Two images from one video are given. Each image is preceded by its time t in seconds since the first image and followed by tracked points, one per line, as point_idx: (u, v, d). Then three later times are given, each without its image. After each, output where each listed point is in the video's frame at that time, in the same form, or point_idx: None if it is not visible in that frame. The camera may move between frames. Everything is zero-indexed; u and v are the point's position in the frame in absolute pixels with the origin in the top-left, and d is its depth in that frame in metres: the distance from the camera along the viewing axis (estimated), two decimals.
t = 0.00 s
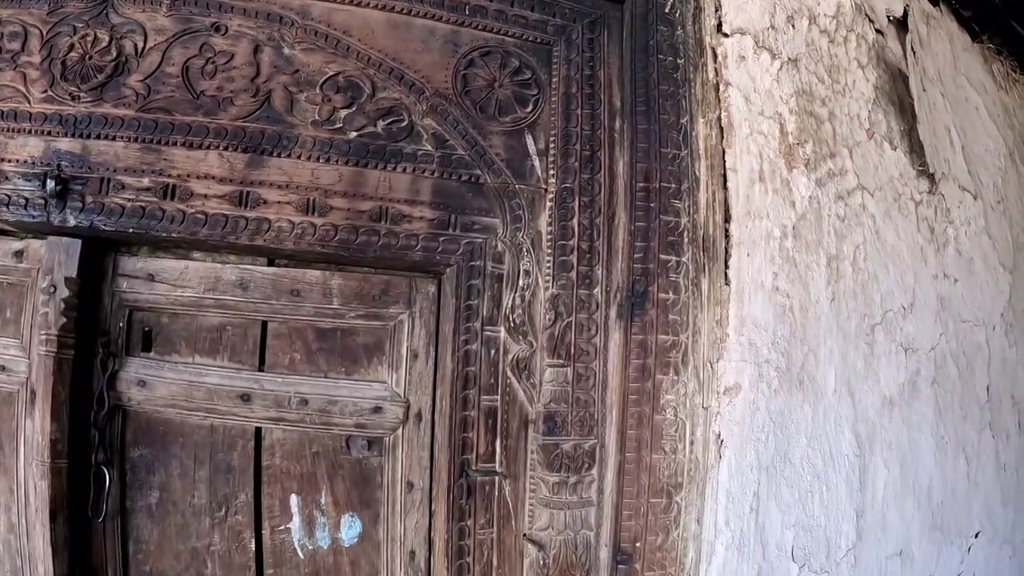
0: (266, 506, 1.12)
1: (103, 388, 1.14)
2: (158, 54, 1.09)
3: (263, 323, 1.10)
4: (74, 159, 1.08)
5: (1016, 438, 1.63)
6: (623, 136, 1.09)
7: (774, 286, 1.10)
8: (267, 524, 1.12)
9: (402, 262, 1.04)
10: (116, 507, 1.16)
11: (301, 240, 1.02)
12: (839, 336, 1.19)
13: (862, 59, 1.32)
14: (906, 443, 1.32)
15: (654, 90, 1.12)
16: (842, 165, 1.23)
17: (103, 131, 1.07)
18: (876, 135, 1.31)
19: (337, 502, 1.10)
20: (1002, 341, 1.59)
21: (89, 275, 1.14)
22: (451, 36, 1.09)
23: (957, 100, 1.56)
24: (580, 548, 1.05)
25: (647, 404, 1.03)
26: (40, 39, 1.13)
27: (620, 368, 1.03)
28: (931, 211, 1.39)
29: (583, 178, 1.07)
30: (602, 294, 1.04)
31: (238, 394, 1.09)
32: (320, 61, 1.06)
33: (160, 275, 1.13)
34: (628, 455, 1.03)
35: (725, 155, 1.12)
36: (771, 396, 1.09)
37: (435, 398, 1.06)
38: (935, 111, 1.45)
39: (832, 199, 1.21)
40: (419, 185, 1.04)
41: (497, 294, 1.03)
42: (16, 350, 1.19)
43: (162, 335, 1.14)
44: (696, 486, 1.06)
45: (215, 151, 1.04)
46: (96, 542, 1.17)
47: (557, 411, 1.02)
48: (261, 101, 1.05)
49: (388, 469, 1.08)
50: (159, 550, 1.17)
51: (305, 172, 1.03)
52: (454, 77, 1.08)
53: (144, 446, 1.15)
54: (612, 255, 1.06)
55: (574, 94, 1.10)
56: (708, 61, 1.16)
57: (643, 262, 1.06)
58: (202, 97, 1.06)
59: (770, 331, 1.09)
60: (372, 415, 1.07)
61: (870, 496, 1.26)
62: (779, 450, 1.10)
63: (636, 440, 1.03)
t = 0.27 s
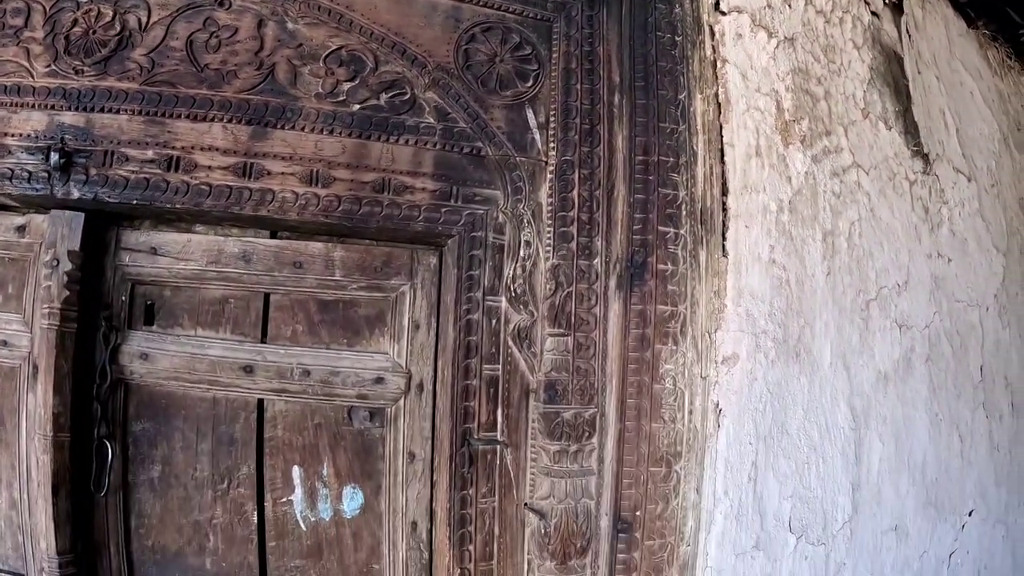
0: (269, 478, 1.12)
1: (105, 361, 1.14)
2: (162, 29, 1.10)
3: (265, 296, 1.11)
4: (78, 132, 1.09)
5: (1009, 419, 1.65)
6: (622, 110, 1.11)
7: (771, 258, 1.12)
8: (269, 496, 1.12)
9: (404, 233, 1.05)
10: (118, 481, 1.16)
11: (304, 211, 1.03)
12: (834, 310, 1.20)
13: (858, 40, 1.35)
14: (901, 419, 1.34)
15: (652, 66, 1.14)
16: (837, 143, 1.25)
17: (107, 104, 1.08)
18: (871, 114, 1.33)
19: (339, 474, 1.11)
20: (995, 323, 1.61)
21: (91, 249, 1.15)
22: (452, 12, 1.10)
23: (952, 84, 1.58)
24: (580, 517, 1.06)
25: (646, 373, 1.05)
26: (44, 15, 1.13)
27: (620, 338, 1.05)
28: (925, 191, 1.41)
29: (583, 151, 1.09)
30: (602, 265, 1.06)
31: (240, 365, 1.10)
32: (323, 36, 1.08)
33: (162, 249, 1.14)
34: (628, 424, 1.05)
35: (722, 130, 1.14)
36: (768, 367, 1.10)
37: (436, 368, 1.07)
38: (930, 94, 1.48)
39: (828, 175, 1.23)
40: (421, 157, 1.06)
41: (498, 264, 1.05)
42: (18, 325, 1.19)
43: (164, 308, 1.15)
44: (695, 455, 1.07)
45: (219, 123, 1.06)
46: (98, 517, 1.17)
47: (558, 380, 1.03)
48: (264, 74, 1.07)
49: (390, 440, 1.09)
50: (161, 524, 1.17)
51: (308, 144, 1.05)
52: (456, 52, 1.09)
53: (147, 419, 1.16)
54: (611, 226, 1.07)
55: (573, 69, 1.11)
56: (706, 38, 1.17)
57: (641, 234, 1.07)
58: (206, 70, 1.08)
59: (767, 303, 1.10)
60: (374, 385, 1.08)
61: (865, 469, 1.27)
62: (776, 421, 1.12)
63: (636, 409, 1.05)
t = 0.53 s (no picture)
0: (268, 453, 1.12)
1: (105, 337, 1.14)
2: (161, 5, 1.10)
3: (264, 271, 1.11)
4: (77, 108, 1.09)
5: (1004, 402, 1.66)
6: (619, 86, 1.12)
7: (767, 233, 1.13)
8: (268, 471, 1.12)
9: (403, 206, 1.06)
10: (117, 458, 1.16)
11: (303, 184, 1.04)
12: (830, 286, 1.21)
13: (853, 21, 1.36)
14: (897, 397, 1.35)
15: (649, 43, 1.15)
16: (833, 122, 1.26)
17: (106, 80, 1.09)
18: (866, 95, 1.34)
19: (338, 448, 1.11)
20: (990, 305, 1.62)
21: (90, 226, 1.15)
22: None
23: (948, 68, 1.59)
24: (579, 490, 1.06)
25: (644, 346, 1.05)
26: None
27: (617, 310, 1.05)
28: (920, 172, 1.42)
29: (580, 125, 1.09)
30: (599, 238, 1.07)
31: (239, 340, 1.10)
32: (322, 12, 1.08)
33: (161, 225, 1.14)
34: (626, 396, 1.05)
35: (719, 106, 1.15)
36: (765, 340, 1.11)
37: (435, 341, 1.08)
38: (926, 76, 1.49)
39: (823, 153, 1.24)
40: (420, 131, 1.06)
41: (497, 237, 1.05)
42: (16, 303, 1.19)
43: (162, 284, 1.15)
44: (692, 428, 1.08)
45: (218, 97, 1.06)
46: (97, 495, 1.17)
47: (556, 351, 1.04)
48: (264, 50, 1.07)
49: (389, 414, 1.10)
50: (160, 502, 1.16)
51: (307, 118, 1.05)
52: (454, 28, 1.10)
53: (145, 395, 1.16)
54: (609, 200, 1.08)
55: (571, 46, 1.12)
56: (702, 16, 1.18)
57: (639, 207, 1.08)
58: (206, 45, 1.09)
59: (763, 277, 1.11)
60: (373, 359, 1.09)
61: (861, 446, 1.28)
62: (772, 395, 1.12)
63: (634, 381, 1.05)
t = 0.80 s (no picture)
0: (265, 426, 1.11)
1: (101, 310, 1.14)
2: None
3: (262, 242, 1.12)
4: (76, 80, 1.09)
5: (1000, 384, 1.67)
6: (616, 59, 1.12)
7: (764, 205, 1.13)
8: (265, 445, 1.12)
9: (401, 176, 1.07)
10: (115, 432, 1.16)
11: (301, 154, 1.05)
12: (827, 260, 1.21)
13: None
14: (894, 373, 1.35)
15: (646, 17, 1.15)
16: (829, 98, 1.27)
17: (105, 52, 1.09)
18: (863, 73, 1.35)
19: (335, 421, 1.11)
20: (986, 287, 1.62)
21: (87, 199, 1.15)
22: None
23: (945, 50, 1.60)
24: (578, 462, 1.05)
25: (642, 316, 1.06)
26: None
27: (615, 280, 1.06)
28: (917, 151, 1.43)
29: (577, 97, 1.10)
30: (597, 208, 1.07)
31: (237, 311, 1.10)
32: None
33: (159, 197, 1.14)
34: (624, 366, 1.05)
35: (716, 79, 1.14)
36: (763, 311, 1.11)
37: (432, 312, 1.08)
38: (923, 57, 1.49)
39: (820, 128, 1.24)
40: (418, 102, 1.07)
41: (494, 207, 1.06)
42: (13, 277, 1.19)
43: (160, 258, 1.16)
44: (690, 399, 1.08)
45: (217, 68, 1.07)
46: (94, 471, 1.16)
47: (554, 321, 1.04)
48: (262, 21, 1.08)
49: (386, 386, 1.09)
50: (157, 476, 1.16)
51: (306, 89, 1.06)
52: None
53: (142, 369, 1.15)
54: (606, 171, 1.08)
55: (568, 18, 1.12)
56: None
57: (636, 178, 1.09)
58: (204, 17, 1.09)
59: (761, 248, 1.11)
60: (371, 330, 1.08)
61: (859, 421, 1.28)
62: (770, 367, 1.12)
63: (632, 351, 1.05)
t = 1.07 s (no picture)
0: (263, 393, 1.10)
1: (98, 277, 1.12)
2: None
3: (261, 208, 1.12)
4: (74, 45, 1.08)
5: (999, 363, 1.67)
6: (617, 26, 1.12)
7: (765, 172, 1.13)
8: (263, 413, 1.10)
9: (401, 140, 1.07)
10: (111, 401, 1.14)
11: (301, 116, 1.04)
12: (828, 229, 1.21)
13: None
14: (895, 346, 1.35)
15: None
16: (830, 69, 1.27)
17: (104, 16, 1.08)
18: (863, 46, 1.35)
19: (334, 389, 1.09)
20: (985, 265, 1.62)
21: (84, 165, 1.14)
22: None
23: (944, 29, 1.60)
24: (579, 427, 1.05)
25: (643, 280, 1.05)
26: None
27: (617, 244, 1.06)
28: (917, 126, 1.43)
29: (578, 63, 1.09)
30: (598, 172, 1.07)
31: (235, 277, 1.09)
32: None
33: (157, 163, 1.14)
34: (626, 331, 1.04)
35: (717, 47, 1.14)
36: (764, 277, 1.11)
37: (432, 278, 1.08)
38: (922, 33, 1.49)
39: (821, 99, 1.24)
40: (419, 66, 1.07)
41: (495, 170, 1.06)
42: (9, 246, 1.18)
43: (157, 225, 1.15)
44: (692, 365, 1.07)
45: (217, 32, 1.06)
46: (90, 441, 1.14)
47: (555, 284, 1.04)
48: None
49: (386, 352, 1.09)
50: (154, 446, 1.14)
51: (306, 52, 1.06)
52: None
53: (139, 337, 1.14)
54: (607, 136, 1.09)
55: None
56: None
57: (637, 143, 1.09)
58: None
59: (762, 214, 1.11)
60: (370, 296, 1.08)
61: (860, 393, 1.28)
62: (772, 334, 1.12)
63: (634, 315, 1.04)
